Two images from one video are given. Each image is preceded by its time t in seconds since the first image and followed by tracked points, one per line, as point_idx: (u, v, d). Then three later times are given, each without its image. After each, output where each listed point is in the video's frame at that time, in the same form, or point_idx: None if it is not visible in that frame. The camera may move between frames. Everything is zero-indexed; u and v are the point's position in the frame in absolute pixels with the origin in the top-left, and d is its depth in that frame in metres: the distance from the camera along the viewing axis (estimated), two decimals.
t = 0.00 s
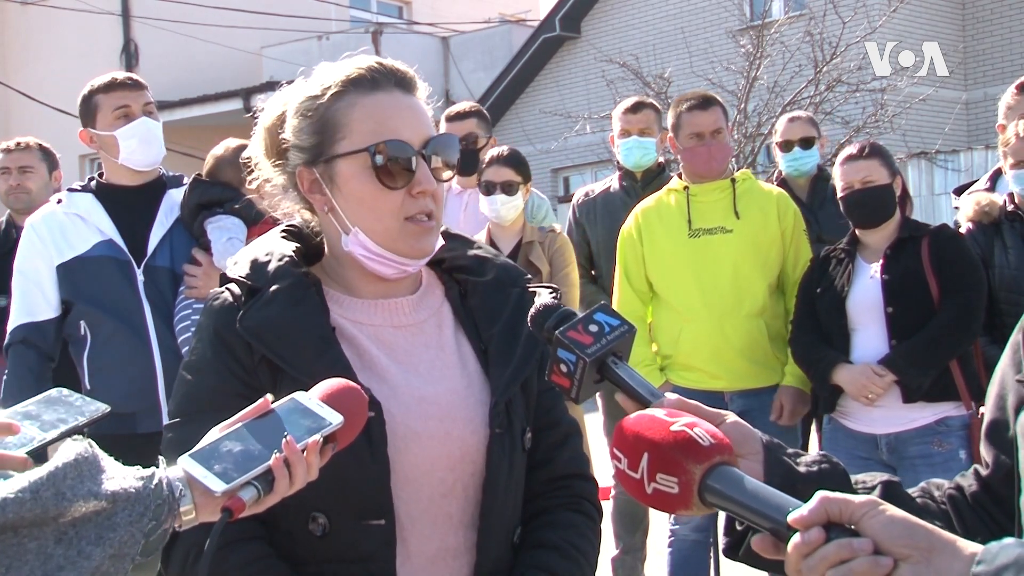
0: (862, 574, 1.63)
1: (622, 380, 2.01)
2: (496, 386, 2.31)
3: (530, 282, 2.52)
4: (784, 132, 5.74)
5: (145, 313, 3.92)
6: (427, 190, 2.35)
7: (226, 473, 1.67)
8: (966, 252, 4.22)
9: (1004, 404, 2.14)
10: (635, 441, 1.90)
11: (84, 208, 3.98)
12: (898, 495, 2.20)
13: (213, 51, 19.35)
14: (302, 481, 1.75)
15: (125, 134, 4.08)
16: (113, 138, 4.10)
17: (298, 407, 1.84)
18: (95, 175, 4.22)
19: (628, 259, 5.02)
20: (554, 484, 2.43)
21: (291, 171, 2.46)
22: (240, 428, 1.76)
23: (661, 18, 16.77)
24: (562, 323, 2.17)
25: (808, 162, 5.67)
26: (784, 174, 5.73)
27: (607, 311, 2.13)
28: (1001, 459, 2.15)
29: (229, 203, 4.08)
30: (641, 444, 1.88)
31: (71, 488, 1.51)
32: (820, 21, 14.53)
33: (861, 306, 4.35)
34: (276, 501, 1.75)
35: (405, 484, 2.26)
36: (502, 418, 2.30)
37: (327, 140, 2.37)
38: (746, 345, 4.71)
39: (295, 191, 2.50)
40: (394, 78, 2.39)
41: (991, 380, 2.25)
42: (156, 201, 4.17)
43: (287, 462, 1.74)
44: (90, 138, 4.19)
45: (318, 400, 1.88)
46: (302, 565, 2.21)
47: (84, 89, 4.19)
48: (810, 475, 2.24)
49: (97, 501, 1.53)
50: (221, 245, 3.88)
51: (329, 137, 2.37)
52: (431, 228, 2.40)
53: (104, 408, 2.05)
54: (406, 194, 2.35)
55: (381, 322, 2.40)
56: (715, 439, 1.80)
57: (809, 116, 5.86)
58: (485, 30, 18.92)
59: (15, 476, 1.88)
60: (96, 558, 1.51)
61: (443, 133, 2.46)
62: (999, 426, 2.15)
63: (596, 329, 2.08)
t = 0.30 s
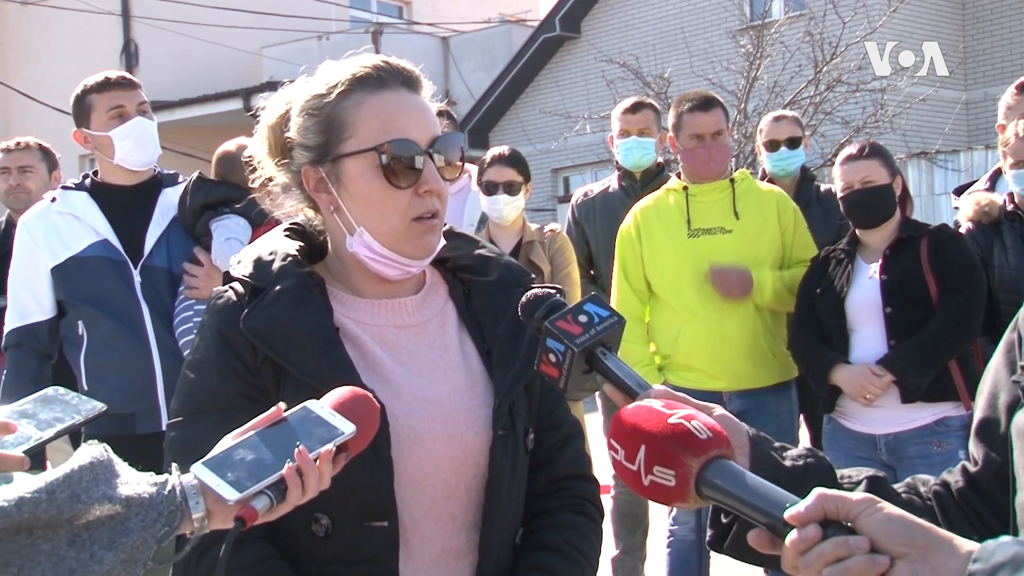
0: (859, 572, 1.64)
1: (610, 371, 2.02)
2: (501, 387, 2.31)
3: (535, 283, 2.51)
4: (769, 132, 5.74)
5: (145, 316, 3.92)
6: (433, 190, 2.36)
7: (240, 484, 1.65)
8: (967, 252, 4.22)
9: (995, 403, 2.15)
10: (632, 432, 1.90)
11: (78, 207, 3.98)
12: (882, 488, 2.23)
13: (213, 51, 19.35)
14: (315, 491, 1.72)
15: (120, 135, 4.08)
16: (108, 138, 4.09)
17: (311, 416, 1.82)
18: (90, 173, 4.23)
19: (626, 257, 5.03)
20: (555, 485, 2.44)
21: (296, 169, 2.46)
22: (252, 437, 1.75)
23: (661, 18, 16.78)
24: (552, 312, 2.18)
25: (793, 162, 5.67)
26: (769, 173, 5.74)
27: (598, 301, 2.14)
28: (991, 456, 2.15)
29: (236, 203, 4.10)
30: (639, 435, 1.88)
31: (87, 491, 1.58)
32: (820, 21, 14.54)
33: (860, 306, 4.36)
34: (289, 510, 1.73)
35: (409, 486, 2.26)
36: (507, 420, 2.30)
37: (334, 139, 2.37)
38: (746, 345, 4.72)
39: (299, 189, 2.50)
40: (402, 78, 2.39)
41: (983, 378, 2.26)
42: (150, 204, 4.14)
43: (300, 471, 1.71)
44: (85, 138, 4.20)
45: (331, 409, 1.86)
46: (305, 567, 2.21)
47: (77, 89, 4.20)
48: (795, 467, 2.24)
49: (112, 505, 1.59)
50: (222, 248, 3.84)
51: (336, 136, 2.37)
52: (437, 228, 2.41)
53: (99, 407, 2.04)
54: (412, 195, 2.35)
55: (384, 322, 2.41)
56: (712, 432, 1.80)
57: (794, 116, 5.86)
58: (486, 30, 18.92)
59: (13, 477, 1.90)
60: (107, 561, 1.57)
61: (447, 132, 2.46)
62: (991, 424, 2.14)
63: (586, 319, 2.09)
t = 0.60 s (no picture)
0: None
1: (608, 372, 2.01)
2: (498, 387, 2.31)
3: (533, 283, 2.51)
4: (769, 134, 5.72)
5: (141, 316, 3.92)
6: (432, 192, 2.35)
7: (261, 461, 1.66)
8: (967, 252, 4.22)
9: (993, 404, 2.14)
10: (629, 439, 1.89)
11: (73, 207, 3.98)
12: (881, 489, 2.22)
13: (213, 51, 19.35)
14: (334, 464, 1.73)
15: (111, 134, 4.08)
16: (100, 138, 4.10)
17: (328, 387, 1.82)
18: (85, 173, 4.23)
19: (623, 255, 5.02)
20: (554, 485, 2.43)
21: (294, 169, 2.45)
22: (269, 409, 1.75)
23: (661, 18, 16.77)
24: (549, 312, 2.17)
25: (794, 164, 5.63)
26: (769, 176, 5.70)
27: (597, 301, 2.12)
28: (990, 457, 2.14)
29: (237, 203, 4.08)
30: (636, 442, 1.88)
31: (106, 469, 1.55)
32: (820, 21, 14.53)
33: (861, 306, 4.34)
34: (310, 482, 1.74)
35: (407, 484, 2.26)
36: (504, 418, 2.29)
37: (332, 139, 2.36)
38: (746, 344, 4.71)
39: (298, 190, 2.49)
40: (401, 79, 2.38)
41: (982, 377, 2.25)
42: (145, 204, 4.14)
43: (319, 445, 1.72)
44: (80, 138, 4.21)
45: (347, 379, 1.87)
46: (302, 566, 2.21)
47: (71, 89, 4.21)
48: (792, 468, 2.23)
49: (132, 482, 1.57)
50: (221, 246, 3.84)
51: (335, 136, 2.36)
52: (435, 230, 2.40)
53: (96, 408, 2.06)
54: (410, 196, 2.34)
55: (382, 321, 2.40)
56: (710, 438, 1.79)
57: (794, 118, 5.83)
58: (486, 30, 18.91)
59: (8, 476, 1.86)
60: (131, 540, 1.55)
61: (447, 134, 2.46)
62: (989, 425, 2.14)
63: (584, 320, 2.08)
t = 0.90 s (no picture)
0: None
1: (609, 374, 2.00)
2: (490, 384, 2.29)
3: (528, 281, 2.49)
4: (788, 131, 5.62)
5: (139, 317, 3.91)
6: (425, 193, 2.34)
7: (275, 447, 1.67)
8: (967, 251, 4.20)
9: (995, 405, 2.13)
10: (626, 443, 1.88)
11: (70, 207, 3.97)
12: (883, 492, 2.21)
13: (213, 51, 19.34)
14: (345, 452, 1.74)
15: (103, 136, 4.06)
16: (93, 139, 4.09)
17: (338, 376, 1.83)
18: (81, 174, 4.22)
19: (622, 255, 5.00)
20: (549, 485, 2.41)
21: (289, 169, 2.44)
22: (283, 398, 1.76)
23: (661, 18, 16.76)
24: (551, 315, 2.17)
25: (811, 162, 5.55)
26: (788, 175, 5.59)
27: (597, 304, 2.11)
28: (991, 458, 2.13)
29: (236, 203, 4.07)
30: (632, 446, 1.86)
31: (122, 454, 1.53)
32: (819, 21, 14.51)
33: (862, 305, 4.33)
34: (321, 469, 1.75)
35: (395, 482, 2.26)
36: (494, 416, 2.27)
37: (326, 139, 2.35)
38: (747, 344, 4.69)
39: (293, 191, 2.48)
40: (396, 81, 2.37)
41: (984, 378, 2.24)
42: (142, 206, 4.14)
43: (330, 433, 1.73)
44: (76, 138, 4.20)
45: (355, 369, 1.88)
46: (293, 565, 2.20)
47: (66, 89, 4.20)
48: (794, 471, 2.22)
49: (148, 467, 1.55)
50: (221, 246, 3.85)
51: (329, 137, 2.35)
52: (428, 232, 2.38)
53: (92, 408, 2.04)
54: (403, 197, 2.33)
55: (373, 321, 2.39)
56: (706, 442, 1.78)
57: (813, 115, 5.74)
58: (486, 30, 18.90)
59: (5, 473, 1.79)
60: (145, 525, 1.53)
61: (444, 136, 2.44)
62: (990, 426, 2.13)
63: (584, 323, 2.07)
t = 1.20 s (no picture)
0: None
1: (610, 378, 2.00)
2: (478, 379, 2.29)
3: (521, 277, 2.48)
4: (800, 131, 5.60)
5: (139, 318, 3.90)
6: (379, 211, 2.29)
7: (268, 451, 1.67)
8: (968, 251, 4.20)
9: (998, 405, 2.13)
10: (622, 445, 1.87)
11: (69, 208, 3.96)
12: (887, 493, 2.21)
13: (213, 50, 19.32)
14: (340, 456, 1.73)
15: (100, 135, 4.06)
16: (91, 139, 4.09)
17: (331, 381, 1.84)
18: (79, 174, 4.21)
19: (623, 255, 4.99)
20: (540, 482, 2.41)
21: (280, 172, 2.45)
22: (274, 403, 1.76)
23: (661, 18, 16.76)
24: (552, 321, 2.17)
25: (824, 163, 5.52)
26: (799, 175, 5.58)
27: (598, 309, 2.11)
28: (994, 458, 2.12)
29: (233, 204, 4.13)
30: (629, 448, 1.86)
31: (121, 456, 1.52)
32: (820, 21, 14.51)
33: (862, 306, 4.33)
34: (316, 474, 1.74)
35: (383, 480, 2.26)
36: (481, 414, 2.27)
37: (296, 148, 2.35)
38: (746, 345, 4.69)
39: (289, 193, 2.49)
40: (364, 90, 2.30)
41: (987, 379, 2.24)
42: (141, 206, 4.13)
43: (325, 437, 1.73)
44: (73, 139, 4.20)
45: (348, 373, 1.88)
46: (285, 562, 2.22)
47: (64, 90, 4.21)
48: (798, 473, 2.21)
49: (145, 471, 1.54)
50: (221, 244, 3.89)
51: (300, 146, 2.34)
52: (388, 245, 2.35)
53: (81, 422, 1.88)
54: (358, 213, 2.30)
55: (367, 320, 2.39)
56: (703, 444, 1.77)
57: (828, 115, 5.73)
58: (486, 29, 18.89)
59: None
60: (142, 528, 1.53)
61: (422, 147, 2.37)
62: (994, 426, 2.12)
63: (585, 328, 2.06)
